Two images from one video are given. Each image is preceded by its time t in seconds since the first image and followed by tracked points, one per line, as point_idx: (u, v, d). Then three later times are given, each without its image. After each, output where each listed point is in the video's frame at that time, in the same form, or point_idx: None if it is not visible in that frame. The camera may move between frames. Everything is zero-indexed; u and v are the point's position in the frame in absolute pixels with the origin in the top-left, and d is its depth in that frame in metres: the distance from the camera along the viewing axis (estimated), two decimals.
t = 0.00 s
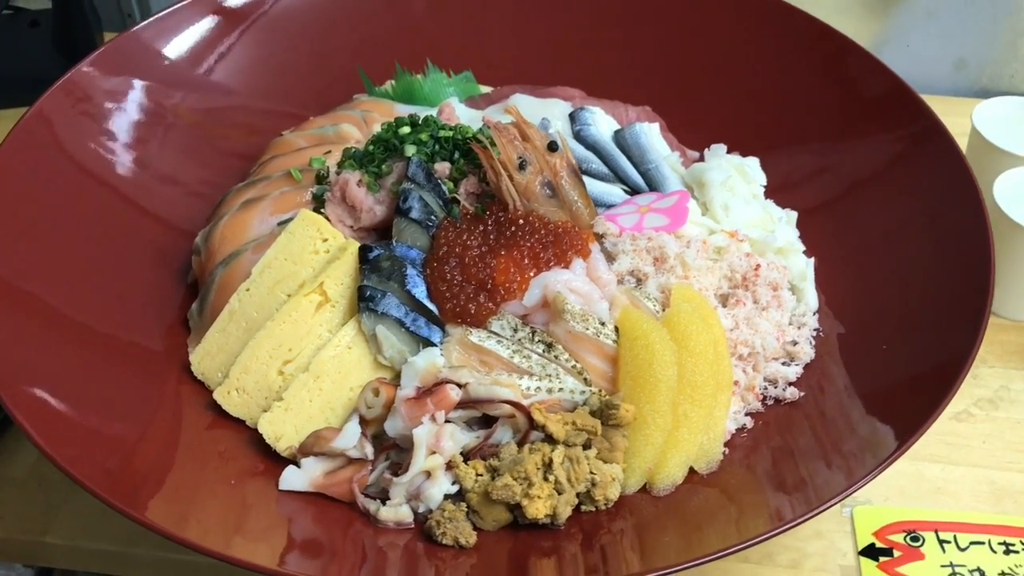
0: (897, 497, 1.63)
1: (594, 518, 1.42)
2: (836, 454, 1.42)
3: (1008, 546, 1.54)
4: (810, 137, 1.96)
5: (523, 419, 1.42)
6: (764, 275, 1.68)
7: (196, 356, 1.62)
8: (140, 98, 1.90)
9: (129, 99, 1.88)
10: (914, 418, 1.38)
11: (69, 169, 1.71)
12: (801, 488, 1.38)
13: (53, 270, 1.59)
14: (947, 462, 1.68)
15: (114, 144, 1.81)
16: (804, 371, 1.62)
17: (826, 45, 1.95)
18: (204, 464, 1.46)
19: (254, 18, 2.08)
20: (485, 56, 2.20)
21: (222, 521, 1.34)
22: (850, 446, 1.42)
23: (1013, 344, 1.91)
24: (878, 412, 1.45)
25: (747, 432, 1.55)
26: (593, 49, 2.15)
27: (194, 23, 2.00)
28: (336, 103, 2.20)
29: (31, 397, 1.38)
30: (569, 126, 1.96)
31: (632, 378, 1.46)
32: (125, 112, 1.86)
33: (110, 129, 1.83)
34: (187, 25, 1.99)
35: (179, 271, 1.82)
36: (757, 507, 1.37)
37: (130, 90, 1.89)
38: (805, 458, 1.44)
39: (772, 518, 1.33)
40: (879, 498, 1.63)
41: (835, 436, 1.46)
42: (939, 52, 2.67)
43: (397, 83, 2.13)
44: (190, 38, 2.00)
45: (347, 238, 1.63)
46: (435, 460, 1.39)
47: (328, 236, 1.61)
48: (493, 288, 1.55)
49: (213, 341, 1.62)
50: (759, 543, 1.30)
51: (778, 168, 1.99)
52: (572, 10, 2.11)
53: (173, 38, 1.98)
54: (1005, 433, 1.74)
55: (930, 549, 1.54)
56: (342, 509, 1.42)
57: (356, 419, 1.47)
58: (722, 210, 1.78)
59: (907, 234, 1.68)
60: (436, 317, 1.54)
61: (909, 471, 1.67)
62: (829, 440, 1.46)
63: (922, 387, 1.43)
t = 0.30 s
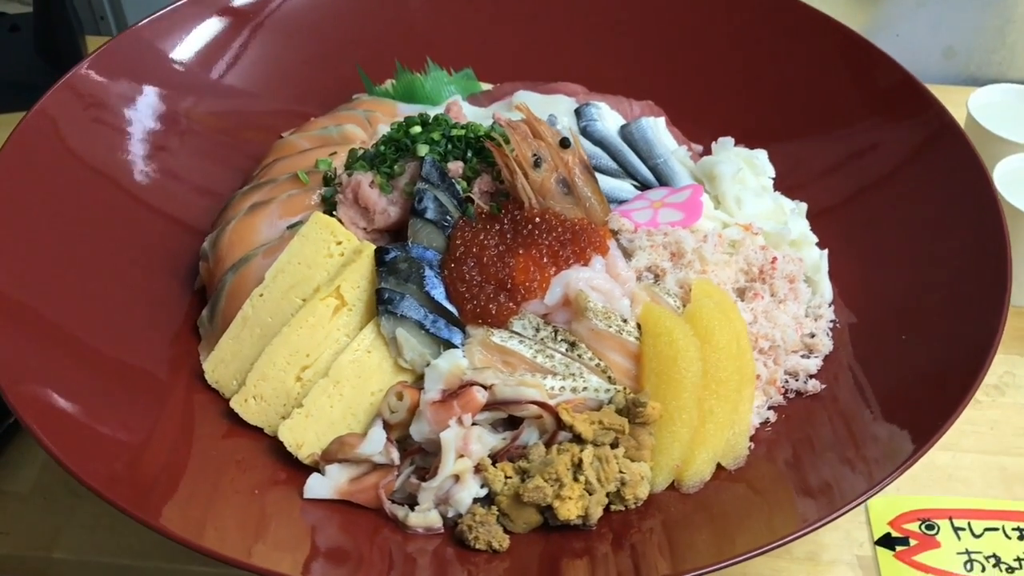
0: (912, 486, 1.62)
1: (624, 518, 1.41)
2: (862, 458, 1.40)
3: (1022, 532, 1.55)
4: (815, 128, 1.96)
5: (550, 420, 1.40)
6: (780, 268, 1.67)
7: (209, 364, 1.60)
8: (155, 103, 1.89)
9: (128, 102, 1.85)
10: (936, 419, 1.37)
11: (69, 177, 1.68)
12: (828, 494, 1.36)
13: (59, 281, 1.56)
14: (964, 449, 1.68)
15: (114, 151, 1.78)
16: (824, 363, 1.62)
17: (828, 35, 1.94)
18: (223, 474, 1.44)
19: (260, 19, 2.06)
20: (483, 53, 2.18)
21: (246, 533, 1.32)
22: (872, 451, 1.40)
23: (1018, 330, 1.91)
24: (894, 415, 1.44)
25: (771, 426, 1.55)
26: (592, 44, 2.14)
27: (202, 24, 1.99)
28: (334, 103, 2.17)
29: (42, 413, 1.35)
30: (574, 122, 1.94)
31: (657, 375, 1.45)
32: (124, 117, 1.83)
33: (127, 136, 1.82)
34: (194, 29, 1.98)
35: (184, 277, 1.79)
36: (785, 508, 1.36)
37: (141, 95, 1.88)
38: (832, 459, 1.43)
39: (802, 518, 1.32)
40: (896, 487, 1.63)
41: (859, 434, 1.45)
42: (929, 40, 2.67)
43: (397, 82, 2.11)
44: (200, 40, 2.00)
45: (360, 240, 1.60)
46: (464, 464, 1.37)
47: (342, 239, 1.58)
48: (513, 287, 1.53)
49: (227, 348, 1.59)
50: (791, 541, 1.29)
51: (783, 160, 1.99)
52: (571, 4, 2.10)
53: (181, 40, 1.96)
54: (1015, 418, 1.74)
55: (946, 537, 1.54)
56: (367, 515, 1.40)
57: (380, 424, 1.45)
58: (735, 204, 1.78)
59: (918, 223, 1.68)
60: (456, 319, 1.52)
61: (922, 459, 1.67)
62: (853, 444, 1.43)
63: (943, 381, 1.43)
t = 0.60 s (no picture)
0: (924, 471, 1.62)
1: (647, 513, 1.40)
2: (887, 452, 1.37)
3: None
4: (814, 115, 1.96)
5: (571, 416, 1.39)
6: (790, 256, 1.67)
7: (218, 371, 1.57)
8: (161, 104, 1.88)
9: (121, 103, 1.81)
10: (955, 407, 1.35)
11: (65, 182, 1.64)
12: (847, 497, 1.32)
13: (61, 291, 1.53)
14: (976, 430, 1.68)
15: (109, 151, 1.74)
16: (838, 351, 1.61)
17: (824, 22, 1.94)
18: (237, 482, 1.42)
19: (255, 16, 2.03)
20: (476, 47, 2.17)
21: (266, 541, 1.29)
22: (889, 450, 1.37)
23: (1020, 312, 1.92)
24: (913, 406, 1.42)
25: (789, 416, 1.54)
26: (587, 36, 2.12)
27: (203, 23, 1.96)
28: (328, 101, 2.15)
29: (52, 425, 1.33)
30: (575, 115, 1.93)
31: (676, 368, 1.44)
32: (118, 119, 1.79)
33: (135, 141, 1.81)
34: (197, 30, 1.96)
35: (186, 284, 1.76)
36: (811, 504, 1.34)
37: (146, 98, 1.85)
38: (854, 454, 1.41)
39: (827, 511, 1.31)
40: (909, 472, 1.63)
41: (879, 426, 1.43)
42: (913, 26, 2.68)
43: (392, 78, 2.09)
44: (202, 40, 1.97)
45: (368, 240, 1.58)
46: (487, 464, 1.35)
47: (350, 240, 1.56)
48: (527, 284, 1.51)
49: (236, 354, 1.56)
50: (816, 535, 1.27)
51: (783, 148, 1.99)
52: None
53: (183, 40, 1.94)
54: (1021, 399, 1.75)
55: (956, 520, 1.54)
56: (387, 519, 1.38)
57: (398, 426, 1.43)
58: (742, 193, 1.77)
59: (924, 203, 1.67)
60: (470, 317, 1.50)
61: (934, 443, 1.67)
62: (872, 444, 1.41)
63: (958, 366, 1.41)
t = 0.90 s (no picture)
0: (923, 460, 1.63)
1: (655, 515, 1.39)
2: (890, 450, 1.36)
3: None
4: (799, 109, 1.96)
5: (576, 421, 1.38)
6: (784, 252, 1.67)
7: (212, 389, 1.55)
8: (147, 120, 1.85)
9: (100, 117, 1.77)
10: (957, 400, 1.34)
11: (47, 202, 1.61)
12: (849, 501, 1.31)
13: (48, 314, 1.50)
14: (971, 417, 1.69)
15: (90, 167, 1.71)
16: (835, 344, 1.62)
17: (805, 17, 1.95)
18: (238, 501, 1.40)
19: (233, 26, 2.01)
20: (457, 51, 2.15)
21: (272, 560, 1.27)
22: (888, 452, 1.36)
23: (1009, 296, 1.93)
24: (914, 400, 1.41)
25: (790, 412, 1.54)
26: (568, 35, 2.12)
27: (186, 34, 1.94)
28: (309, 108, 2.12)
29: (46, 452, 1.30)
30: (560, 116, 1.91)
31: (677, 368, 1.43)
32: (98, 134, 1.76)
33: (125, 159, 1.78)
34: (180, 42, 1.94)
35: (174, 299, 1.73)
36: (817, 507, 1.33)
37: (128, 113, 1.82)
38: (857, 453, 1.40)
39: (832, 512, 1.30)
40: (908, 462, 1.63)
41: (881, 421, 1.43)
42: (886, 16, 2.69)
43: (374, 84, 2.07)
44: (186, 51, 1.95)
45: (360, 250, 1.56)
46: (493, 473, 1.34)
47: (343, 250, 1.54)
48: (524, 289, 1.50)
49: (231, 370, 1.54)
50: (824, 536, 1.27)
51: (769, 143, 1.99)
52: None
53: (167, 52, 1.92)
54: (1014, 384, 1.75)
55: (952, 507, 1.55)
56: (392, 532, 1.37)
57: (400, 438, 1.41)
58: (732, 190, 1.77)
59: (914, 195, 1.68)
60: (468, 325, 1.48)
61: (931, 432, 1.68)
62: (875, 447, 1.39)
63: (957, 358, 1.41)
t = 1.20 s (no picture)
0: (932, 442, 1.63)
1: (675, 510, 1.39)
2: (904, 437, 1.36)
3: None
4: (791, 98, 1.97)
5: (593, 419, 1.37)
6: (788, 241, 1.67)
7: (220, 402, 1.53)
8: (152, 134, 1.84)
9: (88, 129, 1.73)
10: (969, 383, 1.35)
11: (43, 219, 1.58)
12: (862, 496, 1.29)
13: (48, 332, 1.47)
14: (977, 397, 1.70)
15: (81, 180, 1.67)
16: (842, 331, 1.62)
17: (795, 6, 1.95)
18: (255, 514, 1.38)
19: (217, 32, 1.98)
20: (445, 50, 2.14)
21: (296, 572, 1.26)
22: (890, 452, 1.35)
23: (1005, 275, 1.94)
24: (925, 383, 1.42)
25: (802, 400, 1.54)
26: (555, 32, 2.11)
27: (182, 43, 1.93)
28: (298, 113, 2.10)
29: (61, 477, 1.28)
30: (555, 112, 1.91)
31: (690, 362, 1.43)
32: (87, 146, 1.71)
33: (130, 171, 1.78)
34: (178, 52, 1.93)
35: (174, 312, 1.71)
36: (835, 500, 1.32)
37: (119, 125, 1.79)
38: (875, 442, 1.39)
39: (847, 504, 1.29)
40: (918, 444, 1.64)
41: (893, 407, 1.43)
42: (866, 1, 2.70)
43: (365, 86, 2.05)
44: (182, 61, 1.94)
45: (365, 255, 1.55)
46: (513, 475, 1.34)
47: (348, 256, 1.52)
48: (534, 288, 1.49)
49: (239, 381, 1.52)
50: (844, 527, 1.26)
51: (762, 133, 2.00)
52: None
53: (162, 62, 1.90)
54: (1017, 362, 1.77)
55: (959, 487, 1.55)
56: (413, 538, 1.36)
57: (417, 443, 1.40)
58: (732, 181, 1.77)
59: (911, 179, 1.69)
60: (479, 326, 1.47)
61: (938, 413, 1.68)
62: (885, 443, 1.38)
63: (966, 340, 1.42)
